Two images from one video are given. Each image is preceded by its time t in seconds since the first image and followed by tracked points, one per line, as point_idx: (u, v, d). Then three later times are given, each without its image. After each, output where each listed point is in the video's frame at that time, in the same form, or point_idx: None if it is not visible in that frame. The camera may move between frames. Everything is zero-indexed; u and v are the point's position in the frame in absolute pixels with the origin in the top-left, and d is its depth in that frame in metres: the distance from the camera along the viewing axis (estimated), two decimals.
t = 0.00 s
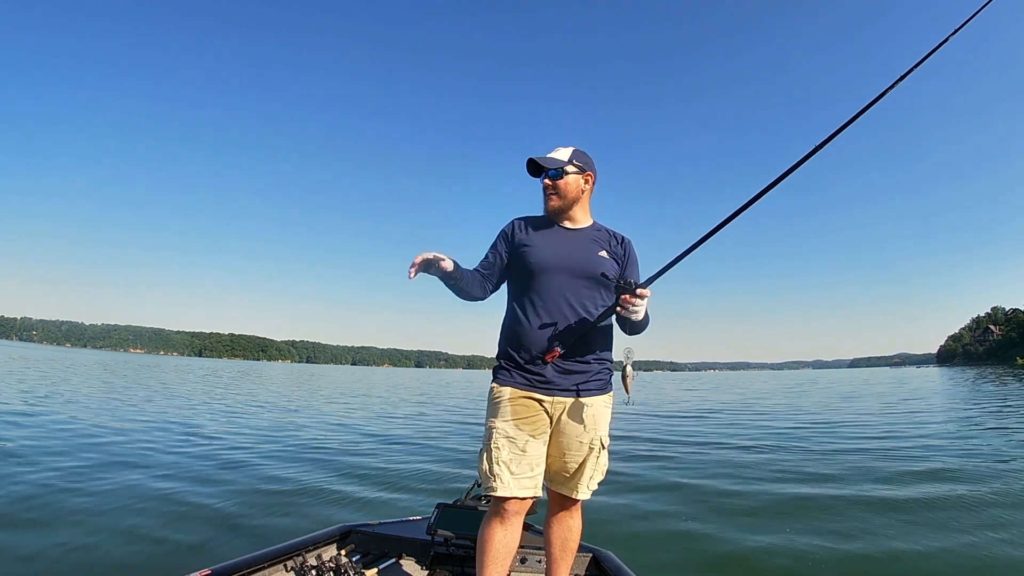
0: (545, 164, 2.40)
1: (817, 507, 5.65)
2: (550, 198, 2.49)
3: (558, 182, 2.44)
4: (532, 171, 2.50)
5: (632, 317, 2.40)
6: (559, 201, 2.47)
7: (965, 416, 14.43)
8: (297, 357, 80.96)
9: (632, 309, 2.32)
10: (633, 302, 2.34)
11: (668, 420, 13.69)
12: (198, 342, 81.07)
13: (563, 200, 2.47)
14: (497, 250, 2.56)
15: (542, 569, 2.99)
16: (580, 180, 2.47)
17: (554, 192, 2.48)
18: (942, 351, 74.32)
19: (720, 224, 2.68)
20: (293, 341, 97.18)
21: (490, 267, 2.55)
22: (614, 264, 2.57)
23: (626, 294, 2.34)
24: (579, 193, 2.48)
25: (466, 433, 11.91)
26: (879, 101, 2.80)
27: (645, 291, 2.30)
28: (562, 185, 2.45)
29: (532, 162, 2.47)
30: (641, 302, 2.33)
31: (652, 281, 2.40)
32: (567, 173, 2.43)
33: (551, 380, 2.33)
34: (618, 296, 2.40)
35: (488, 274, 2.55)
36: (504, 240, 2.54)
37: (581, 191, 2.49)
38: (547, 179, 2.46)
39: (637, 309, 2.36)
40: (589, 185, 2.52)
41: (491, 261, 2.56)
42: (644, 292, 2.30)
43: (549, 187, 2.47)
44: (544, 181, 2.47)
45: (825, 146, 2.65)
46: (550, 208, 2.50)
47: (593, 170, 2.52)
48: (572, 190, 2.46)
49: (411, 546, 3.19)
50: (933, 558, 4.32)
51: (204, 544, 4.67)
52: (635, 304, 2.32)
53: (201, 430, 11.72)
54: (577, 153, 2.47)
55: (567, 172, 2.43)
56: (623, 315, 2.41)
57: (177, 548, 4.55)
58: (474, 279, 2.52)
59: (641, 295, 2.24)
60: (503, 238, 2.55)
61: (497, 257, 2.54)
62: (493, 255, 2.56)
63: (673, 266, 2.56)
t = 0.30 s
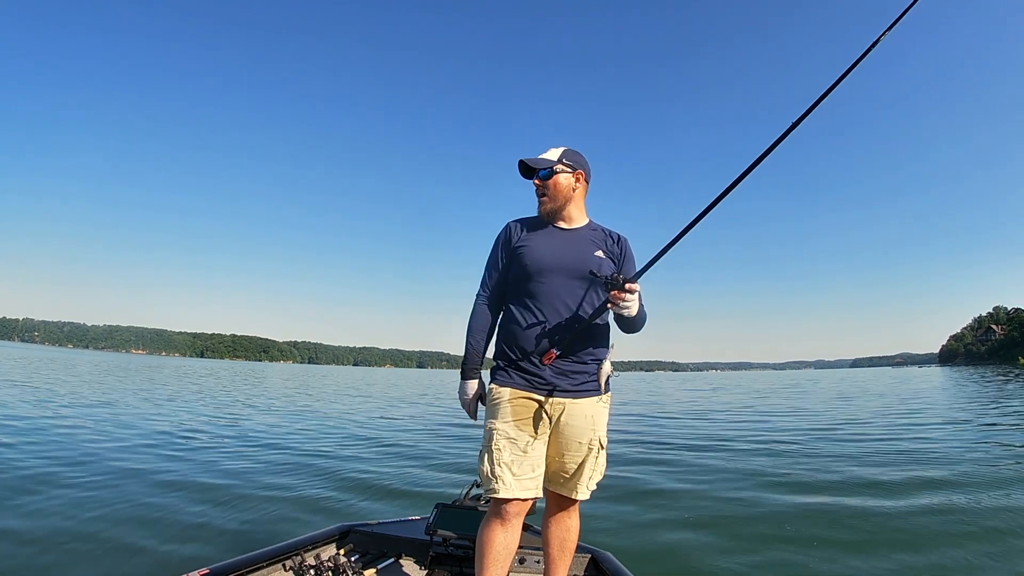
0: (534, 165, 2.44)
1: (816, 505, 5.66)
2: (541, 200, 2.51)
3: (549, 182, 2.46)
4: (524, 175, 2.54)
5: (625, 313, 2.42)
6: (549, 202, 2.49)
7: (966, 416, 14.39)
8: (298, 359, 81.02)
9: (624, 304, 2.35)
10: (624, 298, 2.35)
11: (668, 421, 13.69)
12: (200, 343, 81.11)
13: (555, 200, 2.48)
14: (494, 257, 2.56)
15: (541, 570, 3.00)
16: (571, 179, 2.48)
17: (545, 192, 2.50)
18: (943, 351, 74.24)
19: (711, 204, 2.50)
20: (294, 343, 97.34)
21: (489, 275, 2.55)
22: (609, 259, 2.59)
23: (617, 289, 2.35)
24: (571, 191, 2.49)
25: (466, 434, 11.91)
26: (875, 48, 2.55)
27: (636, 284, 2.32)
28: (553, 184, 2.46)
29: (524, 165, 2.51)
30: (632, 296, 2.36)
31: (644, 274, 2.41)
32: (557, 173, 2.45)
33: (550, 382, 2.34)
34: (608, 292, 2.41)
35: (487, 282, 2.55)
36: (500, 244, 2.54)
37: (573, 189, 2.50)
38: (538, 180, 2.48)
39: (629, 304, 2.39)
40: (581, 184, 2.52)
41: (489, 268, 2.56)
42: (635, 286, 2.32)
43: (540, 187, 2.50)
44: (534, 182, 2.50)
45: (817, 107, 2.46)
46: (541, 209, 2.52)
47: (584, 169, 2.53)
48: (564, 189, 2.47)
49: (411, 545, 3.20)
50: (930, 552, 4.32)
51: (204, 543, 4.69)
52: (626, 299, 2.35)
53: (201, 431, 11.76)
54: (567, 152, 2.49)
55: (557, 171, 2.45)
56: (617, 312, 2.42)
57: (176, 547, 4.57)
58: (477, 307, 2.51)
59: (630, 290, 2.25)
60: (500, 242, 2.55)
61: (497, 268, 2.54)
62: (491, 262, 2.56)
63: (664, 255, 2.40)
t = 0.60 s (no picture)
0: (527, 167, 2.42)
1: (816, 509, 5.65)
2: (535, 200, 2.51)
3: (543, 182, 2.45)
4: (516, 176, 2.53)
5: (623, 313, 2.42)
6: (544, 201, 2.48)
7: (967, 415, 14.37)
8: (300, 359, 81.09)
9: (622, 306, 2.35)
10: (623, 299, 2.36)
11: (669, 421, 13.68)
12: (202, 344, 81.20)
13: (550, 200, 2.48)
14: (490, 261, 2.55)
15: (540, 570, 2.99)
16: (565, 179, 2.48)
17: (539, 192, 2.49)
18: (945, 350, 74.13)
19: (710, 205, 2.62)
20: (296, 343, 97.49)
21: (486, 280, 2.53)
22: (606, 257, 2.59)
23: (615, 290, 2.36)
24: (566, 191, 2.49)
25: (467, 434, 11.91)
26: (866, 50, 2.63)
27: (635, 285, 2.32)
28: (547, 185, 2.46)
29: (516, 167, 2.50)
30: (631, 297, 2.36)
31: (642, 274, 2.41)
32: (550, 173, 2.44)
33: (549, 382, 2.34)
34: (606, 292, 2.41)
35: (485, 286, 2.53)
36: (497, 246, 2.53)
37: (568, 188, 2.49)
38: (531, 182, 2.47)
39: (627, 305, 2.39)
40: (575, 183, 2.51)
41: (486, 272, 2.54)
42: (634, 286, 2.32)
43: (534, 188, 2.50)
44: (527, 182, 2.49)
45: (812, 109, 2.56)
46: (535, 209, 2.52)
47: (578, 167, 2.52)
48: (558, 189, 2.47)
49: (410, 546, 3.20)
50: (932, 560, 4.29)
51: (206, 543, 4.70)
52: (624, 301, 2.35)
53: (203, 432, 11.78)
54: (559, 152, 2.48)
55: (551, 171, 2.44)
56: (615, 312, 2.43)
57: (178, 547, 4.57)
58: (476, 310, 2.47)
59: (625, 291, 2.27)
60: (495, 246, 2.54)
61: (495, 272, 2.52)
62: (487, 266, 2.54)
63: (664, 254, 2.50)
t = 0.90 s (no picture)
0: (533, 165, 2.39)
1: (821, 514, 5.63)
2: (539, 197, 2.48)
3: (549, 180, 2.43)
4: (520, 173, 2.49)
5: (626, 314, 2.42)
6: (549, 198, 2.45)
7: (969, 416, 14.33)
8: (303, 359, 81.21)
9: (628, 306, 2.35)
10: (628, 300, 2.36)
11: (671, 422, 13.67)
12: (204, 343, 81.32)
13: (554, 199, 2.46)
14: (491, 258, 2.49)
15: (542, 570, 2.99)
16: (570, 178, 2.47)
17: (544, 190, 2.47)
18: (948, 350, 73.95)
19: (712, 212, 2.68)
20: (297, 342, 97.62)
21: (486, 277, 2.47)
22: (608, 258, 2.59)
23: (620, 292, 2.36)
24: (570, 190, 2.48)
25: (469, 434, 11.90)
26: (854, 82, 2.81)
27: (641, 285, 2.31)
28: (552, 183, 2.44)
29: (520, 162, 2.47)
30: (636, 298, 2.36)
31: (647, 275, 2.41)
32: (556, 172, 2.43)
33: (552, 382, 2.33)
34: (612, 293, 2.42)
35: (486, 284, 2.47)
36: (498, 245, 2.49)
37: (571, 188, 2.49)
38: (537, 179, 2.44)
39: (631, 306, 2.39)
40: (579, 183, 2.51)
41: (486, 270, 2.48)
42: (640, 286, 2.32)
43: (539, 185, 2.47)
44: (533, 179, 2.45)
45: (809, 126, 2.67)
46: (538, 206, 2.49)
47: (581, 168, 2.52)
48: (563, 188, 2.46)
49: (411, 547, 3.19)
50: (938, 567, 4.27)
51: (208, 544, 4.70)
52: (630, 301, 2.35)
53: (204, 431, 11.79)
54: (564, 151, 2.47)
55: (556, 170, 2.42)
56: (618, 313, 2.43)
57: (181, 548, 4.57)
58: (479, 307, 2.39)
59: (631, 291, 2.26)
60: (496, 245, 2.50)
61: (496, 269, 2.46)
62: (487, 263, 2.48)
63: (667, 258, 2.55)
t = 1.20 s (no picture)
0: (567, 156, 2.40)
1: (821, 520, 5.61)
2: (559, 187, 2.45)
3: (575, 175, 2.45)
4: (544, 160, 2.45)
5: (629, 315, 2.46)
6: (570, 190, 2.45)
7: (972, 418, 14.28)
8: (305, 358, 81.33)
9: (633, 307, 2.38)
10: (633, 301, 2.39)
11: (673, 423, 13.65)
12: (207, 342, 81.46)
13: (576, 194, 2.48)
14: (490, 259, 2.45)
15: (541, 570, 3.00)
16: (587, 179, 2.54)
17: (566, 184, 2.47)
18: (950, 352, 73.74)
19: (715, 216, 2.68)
20: (300, 341, 97.80)
21: (486, 277, 2.42)
22: (608, 257, 2.61)
23: (625, 292, 2.40)
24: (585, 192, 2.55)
25: (470, 434, 11.90)
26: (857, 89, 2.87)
27: (646, 288, 2.36)
28: (576, 179, 2.47)
29: (549, 151, 2.45)
30: (640, 300, 2.40)
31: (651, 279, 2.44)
32: (581, 169, 2.47)
33: (555, 382, 2.33)
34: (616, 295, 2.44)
35: (484, 284, 2.42)
36: (497, 245, 2.45)
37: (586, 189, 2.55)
38: (564, 170, 2.44)
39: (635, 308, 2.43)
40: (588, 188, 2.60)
41: (485, 269, 2.43)
42: (645, 289, 2.36)
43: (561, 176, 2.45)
44: (559, 168, 2.43)
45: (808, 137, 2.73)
46: (557, 195, 2.45)
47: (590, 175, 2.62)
48: (582, 187, 2.50)
49: (411, 546, 3.19)
50: None
51: (208, 543, 4.72)
52: (635, 302, 2.38)
53: (206, 429, 11.81)
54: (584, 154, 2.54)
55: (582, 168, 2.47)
56: (621, 314, 2.46)
57: (181, 546, 4.59)
58: (481, 307, 2.33)
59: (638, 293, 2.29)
60: (495, 244, 2.45)
61: (495, 269, 2.41)
62: (486, 262, 2.43)
63: (669, 261, 2.57)
